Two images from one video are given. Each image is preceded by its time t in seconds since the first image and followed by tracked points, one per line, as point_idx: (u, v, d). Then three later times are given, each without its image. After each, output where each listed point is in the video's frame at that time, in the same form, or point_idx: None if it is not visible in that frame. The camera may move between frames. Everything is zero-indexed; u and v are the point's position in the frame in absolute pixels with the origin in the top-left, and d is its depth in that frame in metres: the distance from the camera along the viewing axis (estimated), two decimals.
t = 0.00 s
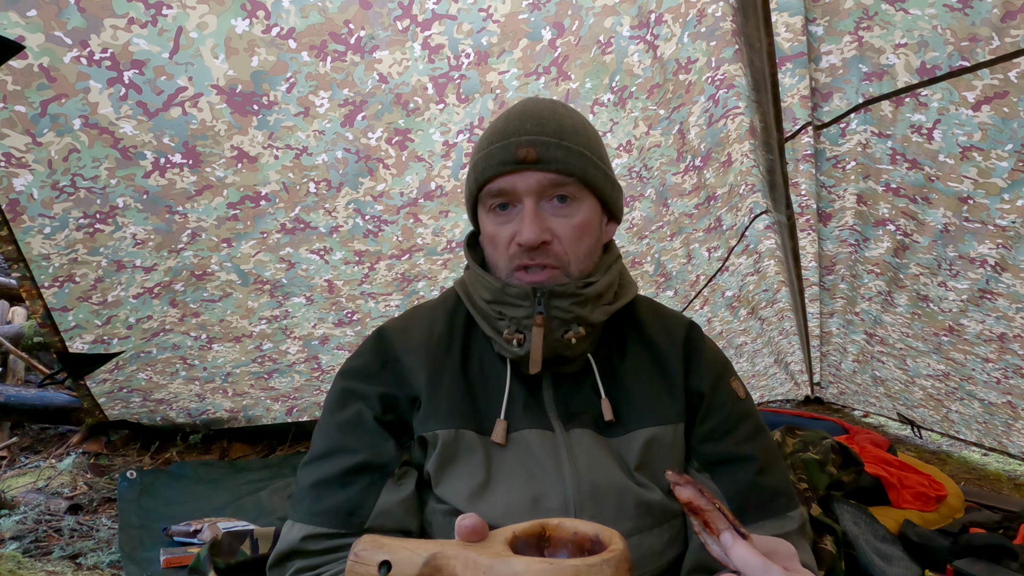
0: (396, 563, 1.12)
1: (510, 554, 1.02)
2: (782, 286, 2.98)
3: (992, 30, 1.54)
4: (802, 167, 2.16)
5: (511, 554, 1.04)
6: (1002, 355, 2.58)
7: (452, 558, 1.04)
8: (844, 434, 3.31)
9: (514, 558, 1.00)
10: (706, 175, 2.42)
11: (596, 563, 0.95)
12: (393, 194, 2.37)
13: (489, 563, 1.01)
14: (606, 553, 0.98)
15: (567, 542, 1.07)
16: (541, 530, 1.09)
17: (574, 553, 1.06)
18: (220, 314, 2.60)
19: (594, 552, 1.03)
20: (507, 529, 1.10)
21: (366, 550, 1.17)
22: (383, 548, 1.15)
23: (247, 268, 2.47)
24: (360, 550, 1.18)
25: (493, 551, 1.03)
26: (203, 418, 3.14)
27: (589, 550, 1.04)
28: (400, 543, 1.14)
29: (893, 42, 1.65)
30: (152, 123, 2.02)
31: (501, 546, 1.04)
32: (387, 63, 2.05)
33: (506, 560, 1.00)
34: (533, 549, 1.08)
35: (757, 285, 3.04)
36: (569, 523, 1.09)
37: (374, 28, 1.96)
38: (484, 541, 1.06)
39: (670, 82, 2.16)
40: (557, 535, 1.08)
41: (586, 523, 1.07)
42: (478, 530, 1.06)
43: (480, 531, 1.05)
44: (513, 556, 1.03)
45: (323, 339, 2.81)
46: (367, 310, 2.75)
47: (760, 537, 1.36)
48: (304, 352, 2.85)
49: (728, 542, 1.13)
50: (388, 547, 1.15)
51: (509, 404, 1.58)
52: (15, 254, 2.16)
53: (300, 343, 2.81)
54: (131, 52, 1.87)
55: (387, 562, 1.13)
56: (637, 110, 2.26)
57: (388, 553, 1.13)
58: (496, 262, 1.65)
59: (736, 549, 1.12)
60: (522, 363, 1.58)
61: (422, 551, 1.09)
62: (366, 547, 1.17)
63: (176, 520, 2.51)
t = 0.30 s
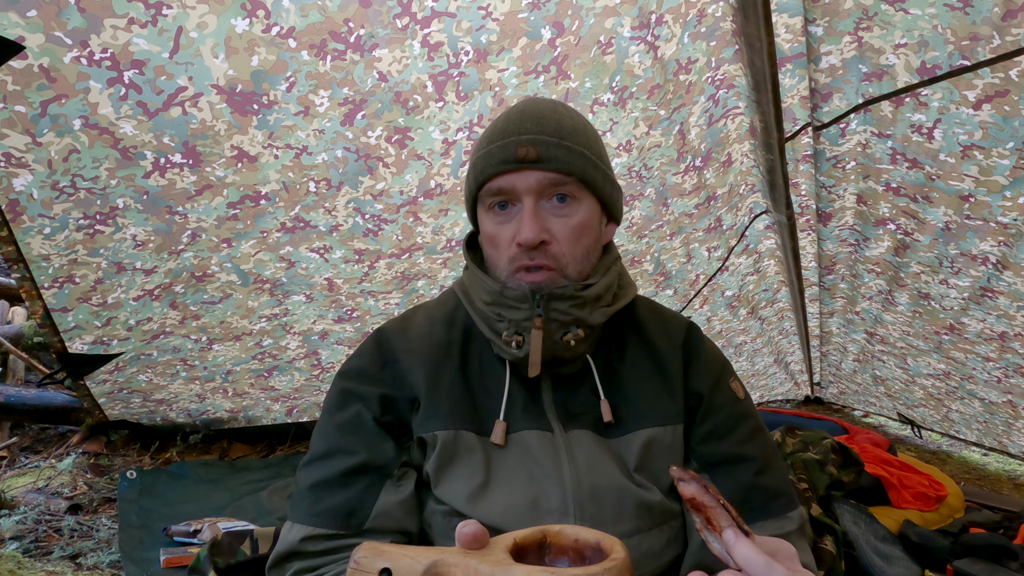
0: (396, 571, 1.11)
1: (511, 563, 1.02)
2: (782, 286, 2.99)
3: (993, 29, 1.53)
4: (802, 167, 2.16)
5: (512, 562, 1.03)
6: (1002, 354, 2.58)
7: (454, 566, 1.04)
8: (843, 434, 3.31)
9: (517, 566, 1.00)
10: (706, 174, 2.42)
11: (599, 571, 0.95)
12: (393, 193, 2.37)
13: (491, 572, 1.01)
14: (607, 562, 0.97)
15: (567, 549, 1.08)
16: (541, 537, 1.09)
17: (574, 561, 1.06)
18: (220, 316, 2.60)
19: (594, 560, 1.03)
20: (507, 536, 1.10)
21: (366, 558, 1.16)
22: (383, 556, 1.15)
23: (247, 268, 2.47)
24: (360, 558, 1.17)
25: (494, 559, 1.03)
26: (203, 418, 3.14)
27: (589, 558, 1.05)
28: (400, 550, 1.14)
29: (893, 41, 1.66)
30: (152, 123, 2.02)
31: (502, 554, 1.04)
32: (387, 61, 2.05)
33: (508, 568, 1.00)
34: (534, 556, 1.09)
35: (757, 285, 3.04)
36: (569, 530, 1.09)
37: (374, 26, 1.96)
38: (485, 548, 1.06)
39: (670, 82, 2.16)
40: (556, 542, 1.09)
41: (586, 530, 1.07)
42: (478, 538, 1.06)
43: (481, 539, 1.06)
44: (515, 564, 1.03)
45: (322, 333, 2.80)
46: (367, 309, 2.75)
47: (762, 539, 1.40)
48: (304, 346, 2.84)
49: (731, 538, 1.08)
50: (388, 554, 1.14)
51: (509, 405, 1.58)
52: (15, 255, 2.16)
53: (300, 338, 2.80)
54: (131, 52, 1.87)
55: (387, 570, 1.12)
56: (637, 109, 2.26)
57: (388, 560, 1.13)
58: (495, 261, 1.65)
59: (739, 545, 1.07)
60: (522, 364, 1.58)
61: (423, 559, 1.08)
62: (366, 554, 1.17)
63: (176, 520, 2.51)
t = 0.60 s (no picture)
0: (397, 572, 1.12)
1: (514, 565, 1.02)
2: (782, 286, 2.99)
3: (993, 27, 1.53)
4: (802, 167, 2.16)
5: (515, 564, 1.03)
6: (1003, 352, 2.58)
7: (456, 569, 1.04)
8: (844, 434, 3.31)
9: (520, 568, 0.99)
10: (706, 173, 2.42)
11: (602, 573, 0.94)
12: (393, 194, 2.37)
13: (492, 574, 1.00)
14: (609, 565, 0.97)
15: (570, 551, 1.08)
16: (544, 540, 1.09)
17: (576, 564, 1.06)
18: (221, 322, 2.60)
19: (597, 562, 1.03)
20: (510, 539, 1.09)
21: (369, 560, 1.18)
22: (385, 558, 1.16)
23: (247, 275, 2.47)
24: (363, 560, 1.19)
25: (497, 562, 1.02)
26: (203, 418, 3.14)
27: (592, 561, 1.04)
28: (402, 553, 1.14)
29: (894, 41, 1.66)
30: (152, 126, 2.02)
31: (506, 556, 1.03)
32: (387, 61, 2.05)
33: (511, 571, 0.99)
34: (536, 559, 1.09)
35: (756, 284, 3.04)
36: (571, 533, 1.09)
37: (374, 26, 1.96)
38: (487, 551, 1.06)
39: (670, 80, 2.16)
40: (559, 545, 1.08)
41: (588, 533, 1.07)
42: (481, 540, 1.05)
43: (483, 541, 1.05)
44: (518, 566, 1.02)
45: (322, 335, 2.79)
46: (367, 311, 2.75)
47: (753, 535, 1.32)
48: (304, 346, 2.83)
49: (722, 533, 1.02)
50: (389, 557, 1.15)
51: (510, 405, 1.58)
52: (15, 257, 2.16)
53: (299, 338, 2.79)
54: (131, 54, 1.87)
55: (388, 572, 1.13)
56: (636, 108, 2.26)
57: (390, 563, 1.14)
58: (496, 262, 1.65)
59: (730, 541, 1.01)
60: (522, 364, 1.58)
61: (425, 562, 1.09)
62: (369, 556, 1.19)
63: (176, 520, 2.51)
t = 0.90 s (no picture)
0: (397, 572, 1.12)
1: (514, 566, 1.01)
2: (782, 286, 2.98)
3: (994, 27, 1.53)
4: (802, 166, 2.16)
5: (515, 565, 1.02)
6: (1003, 352, 2.57)
7: (455, 569, 1.04)
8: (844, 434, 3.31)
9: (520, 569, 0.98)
10: (706, 173, 2.42)
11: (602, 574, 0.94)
12: (393, 195, 2.37)
13: (492, 574, 1.00)
14: (609, 565, 0.97)
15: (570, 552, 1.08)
16: (544, 540, 1.09)
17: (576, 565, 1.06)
18: (220, 324, 2.60)
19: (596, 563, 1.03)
20: (509, 540, 1.09)
21: (369, 560, 1.18)
22: (385, 559, 1.16)
23: (247, 277, 2.47)
24: (363, 560, 1.19)
25: (496, 562, 1.02)
26: (203, 418, 3.14)
27: (593, 562, 1.03)
28: (402, 554, 1.15)
29: (894, 40, 1.65)
30: (152, 127, 2.02)
31: (505, 557, 1.03)
32: (387, 63, 2.05)
33: (510, 571, 0.99)
34: (535, 559, 1.09)
35: (756, 284, 3.04)
36: (570, 534, 1.08)
37: (374, 28, 1.96)
38: (487, 551, 1.05)
39: (669, 80, 2.16)
40: (558, 546, 1.07)
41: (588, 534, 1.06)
42: (480, 541, 1.05)
43: (483, 542, 1.05)
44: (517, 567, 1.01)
45: (324, 343, 2.81)
46: (367, 315, 2.75)
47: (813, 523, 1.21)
48: (304, 355, 2.84)
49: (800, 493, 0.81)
50: (389, 558, 1.16)
51: (509, 405, 1.58)
52: (14, 257, 2.16)
53: (300, 349, 2.81)
54: (131, 55, 1.86)
55: (388, 572, 1.13)
56: (637, 108, 2.26)
57: (390, 564, 1.14)
58: (494, 257, 1.65)
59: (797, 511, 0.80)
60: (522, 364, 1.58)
61: (426, 563, 1.09)
62: (369, 557, 1.19)
63: (176, 520, 2.51)
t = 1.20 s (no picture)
0: (400, 573, 1.13)
1: (517, 566, 1.03)
2: (782, 286, 2.99)
3: (993, 28, 1.53)
4: (803, 167, 2.15)
5: (518, 565, 1.04)
6: (1002, 353, 2.58)
7: (458, 569, 1.05)
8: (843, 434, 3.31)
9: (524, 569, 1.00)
10: (706, 174, 2.43)
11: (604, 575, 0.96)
12: (394, 197, 2.37)
13: (496, 574, 1.01)
14: (612, 566, 0.99)
15: (572, 552, 1.09)
16: (546, 540, 1.11)
17: (579, 565, 1.08)
18: (220, 324, 2.60)
19: (600, 564, 1.05)
20: (512, 540, 1.10)
21: (372, 561, 1.19)
22: (388, 559, 1.17)
23: (247, 278, 2.47)
24: (365, 560, 1.19)
25: (500, 562, 1.03)
26: (203, 419, 3.14)
27: (595, 562, 1.07)
28: (405, 554, 1.15)
29: (894, 41, 1.65)
30: (152, 130, 2.02)
31: (508, 557, 1.04)
32: (387, 64, 2.05)
33: (514, 572, 1.00)
34: (538, 559, 1.10)
35: (757, 284, 3.05)
36: (573, 534, 1.11)
37: (374, 29, 1.96)
38: (491, 552, 1.06)
39: (670, 82, 2.16)
40: (562, 546, 1.10)
41: (591, 535, 1.09)
42: (484, 541, 1.06)
43: (486, 542, 1.06)
44: (521, 567, 1.03)
45: (323, 342, 2.81)
46: (367, 317, 2.74)
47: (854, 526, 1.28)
48: (304, 355, 2.84)
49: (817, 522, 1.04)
50: (393, 557, 1.16)
51: (512, 405, 1.58)
52: (14, 258, 2.16)
53: (300, 347, 2.80)
54: (131, 58, 1.86)
55: (391, 572, 1.14)
56: (638, 110, 2.26)
57: (393, 564, 1.15)
58: (496, 255, 1.65)
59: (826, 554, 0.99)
60: (525, 365, 1.58)
61: (429, 563, 1.10)
62: (372, 557, 1.19)
63: (176, 520, 2.51)
